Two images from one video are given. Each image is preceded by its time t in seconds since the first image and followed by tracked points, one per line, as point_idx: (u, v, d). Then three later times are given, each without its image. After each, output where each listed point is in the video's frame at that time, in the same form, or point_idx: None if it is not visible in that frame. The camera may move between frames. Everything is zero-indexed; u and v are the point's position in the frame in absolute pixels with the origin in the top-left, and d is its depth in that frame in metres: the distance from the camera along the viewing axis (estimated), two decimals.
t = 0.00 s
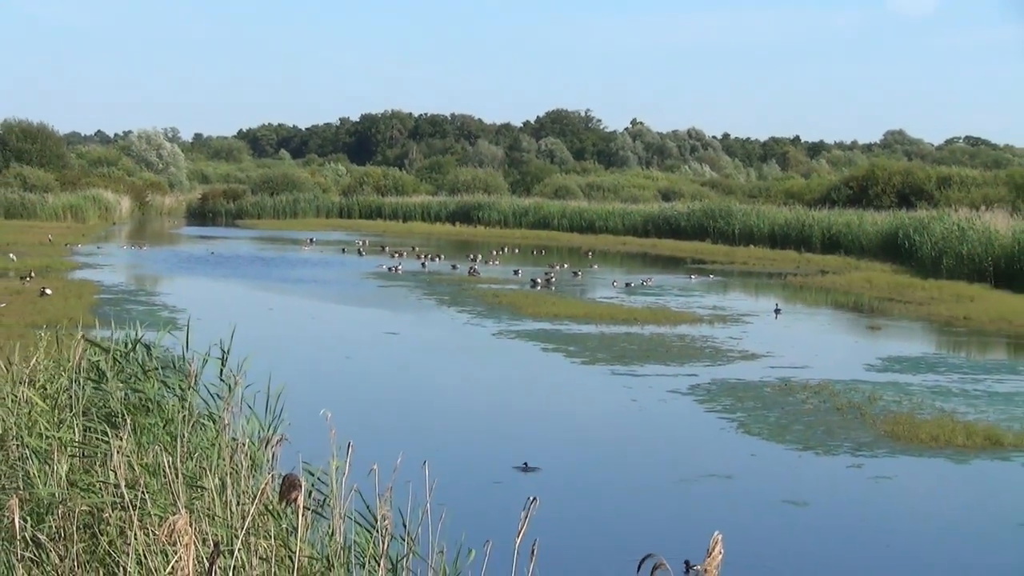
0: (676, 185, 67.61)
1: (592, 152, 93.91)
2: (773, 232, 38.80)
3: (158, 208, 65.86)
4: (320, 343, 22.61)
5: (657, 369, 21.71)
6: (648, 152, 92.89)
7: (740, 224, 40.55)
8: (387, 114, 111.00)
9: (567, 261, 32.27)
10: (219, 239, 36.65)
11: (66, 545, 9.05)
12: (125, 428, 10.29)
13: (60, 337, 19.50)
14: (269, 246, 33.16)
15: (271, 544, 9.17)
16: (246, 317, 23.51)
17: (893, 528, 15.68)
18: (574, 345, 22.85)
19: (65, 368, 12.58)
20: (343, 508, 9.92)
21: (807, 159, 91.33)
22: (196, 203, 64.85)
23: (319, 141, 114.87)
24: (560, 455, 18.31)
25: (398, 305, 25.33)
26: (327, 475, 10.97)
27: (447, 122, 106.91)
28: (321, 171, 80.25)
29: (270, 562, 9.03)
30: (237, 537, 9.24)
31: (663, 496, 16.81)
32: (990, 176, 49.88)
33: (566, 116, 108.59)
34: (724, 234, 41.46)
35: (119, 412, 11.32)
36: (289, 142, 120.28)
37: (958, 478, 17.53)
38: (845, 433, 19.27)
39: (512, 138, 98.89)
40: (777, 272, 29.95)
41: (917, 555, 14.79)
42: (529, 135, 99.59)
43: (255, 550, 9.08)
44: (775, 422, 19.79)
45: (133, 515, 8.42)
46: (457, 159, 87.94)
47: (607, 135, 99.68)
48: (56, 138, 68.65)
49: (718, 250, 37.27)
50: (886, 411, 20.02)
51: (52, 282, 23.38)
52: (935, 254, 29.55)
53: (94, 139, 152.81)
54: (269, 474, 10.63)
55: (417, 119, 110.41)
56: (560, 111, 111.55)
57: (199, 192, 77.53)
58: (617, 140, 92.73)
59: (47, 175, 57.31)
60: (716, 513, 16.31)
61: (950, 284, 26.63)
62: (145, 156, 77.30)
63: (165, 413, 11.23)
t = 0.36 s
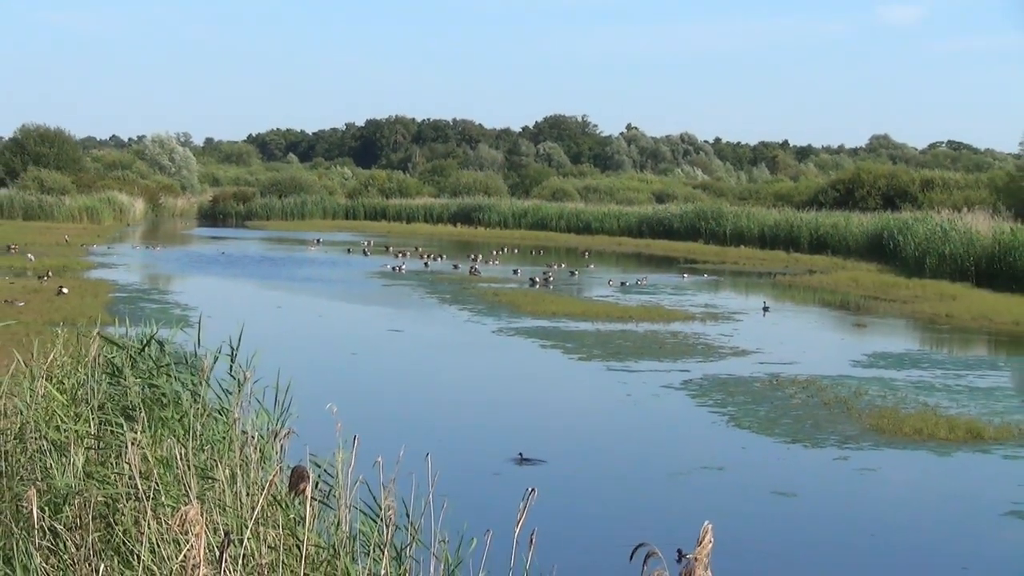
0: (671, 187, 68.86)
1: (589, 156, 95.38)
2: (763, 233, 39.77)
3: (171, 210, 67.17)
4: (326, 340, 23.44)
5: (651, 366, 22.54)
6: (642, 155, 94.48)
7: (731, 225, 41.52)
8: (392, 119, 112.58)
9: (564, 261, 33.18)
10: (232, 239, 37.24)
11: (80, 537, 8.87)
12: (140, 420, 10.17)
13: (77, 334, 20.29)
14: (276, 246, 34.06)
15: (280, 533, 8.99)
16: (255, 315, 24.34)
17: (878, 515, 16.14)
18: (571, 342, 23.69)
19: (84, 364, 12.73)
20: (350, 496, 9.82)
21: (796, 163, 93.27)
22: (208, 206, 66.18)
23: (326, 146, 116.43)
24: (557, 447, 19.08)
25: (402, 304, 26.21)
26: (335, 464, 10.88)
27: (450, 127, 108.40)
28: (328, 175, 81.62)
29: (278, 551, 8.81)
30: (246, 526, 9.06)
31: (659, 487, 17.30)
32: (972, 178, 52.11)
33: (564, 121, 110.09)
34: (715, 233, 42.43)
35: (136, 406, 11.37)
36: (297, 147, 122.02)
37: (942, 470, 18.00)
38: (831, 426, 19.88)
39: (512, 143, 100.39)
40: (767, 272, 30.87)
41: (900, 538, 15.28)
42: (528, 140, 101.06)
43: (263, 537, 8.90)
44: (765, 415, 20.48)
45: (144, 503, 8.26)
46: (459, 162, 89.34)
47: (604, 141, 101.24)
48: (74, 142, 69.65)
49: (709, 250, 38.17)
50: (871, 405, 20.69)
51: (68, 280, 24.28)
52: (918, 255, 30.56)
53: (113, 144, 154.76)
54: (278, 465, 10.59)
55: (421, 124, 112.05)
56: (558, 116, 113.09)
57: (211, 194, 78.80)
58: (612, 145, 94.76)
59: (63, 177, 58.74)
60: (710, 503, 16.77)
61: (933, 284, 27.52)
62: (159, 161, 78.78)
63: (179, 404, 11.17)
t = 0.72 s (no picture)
0: (665, 189, 69.82)
1: (586, 159, 96.42)
2: (754, 233, 40.66)
3: (182, 211, 68.06)
4: (331, 336, 24.32)
5: (645, 361, 23.41)
6: (636, 159, 95.32)
7: (723, 226, 42.43)
8: (396, 124, 113.78)
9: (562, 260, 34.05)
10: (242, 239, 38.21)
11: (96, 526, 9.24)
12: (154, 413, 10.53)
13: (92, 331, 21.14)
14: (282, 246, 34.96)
15: (288, 522, 9.35)
16: (263, 312, 25.21)
17: (861, 503, 16.91)
18: (568, 339, 24.58)
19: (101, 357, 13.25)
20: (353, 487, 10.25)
21: (785, 168, 94.68)
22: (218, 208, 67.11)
23: (331, 150, 117.47)
24: (553, 438, 19.93)
25: (405, 301, 27.11)
26: (341, 454, 11.31)
27: (451, 131, 109.45)
28: (336, 176, 82.64)
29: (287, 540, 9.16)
30: (255, 515, 9.41)
31: (653, 479, 18.00)
32: (955, 181, 53.47)
33: (561, 126, 111.14)
34: (707, 234, 43.35)
35: (152, 398, 11.88)
36: (303, 151, 123.16)
37: (924, 461, 18.76)
38: (819, 420, 20.66)
39: (510, 147, 101.38)
40: (758, 271, 31.75)
41: (881, 526, 15.98)
42: (528, 144, 102.05)
43: (272, 527, 9.25)
44: (755, 409, 21.27)
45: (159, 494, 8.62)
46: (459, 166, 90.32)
47: (600, 145, 102.34)
48: (89, 147, 70.42)
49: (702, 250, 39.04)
50: (857, 399, 21.49)
51: (83, 279, 25.20)
52: (903, 254, 31.50)
53: (126, 148, 156.36)
54: (286, 456, 11.05)
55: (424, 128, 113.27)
56: (556, 122, 114.13)
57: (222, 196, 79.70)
58: (609, 149, 95.93)
59: (78, 180, 59.80)
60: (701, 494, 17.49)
61: (917, 282, 28.40)
62: (172, 164, 79.93)
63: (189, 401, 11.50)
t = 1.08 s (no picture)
0: (659, 192, 70.84)
1: (582, 163, 97.47)
2: (743, 234, 41.62)
3: (194, 212, 69.03)
4: (337, 333, 25.23)
5: (639, 357, 24.34)
6: (631, 163, 96.50)
7: (714, 227, 43.38)
8: (399, 128, 115.01)
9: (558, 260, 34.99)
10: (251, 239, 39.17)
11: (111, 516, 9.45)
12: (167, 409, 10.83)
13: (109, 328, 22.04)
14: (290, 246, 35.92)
15: (295, 513, 9.59)
16: (272, 311, 26.08)
17: (846, 491, 17.61)
18: (566, 335, 25.51)
19: (115, 355, 13.78)
20: (360, 478, 10.45)
21: (772, 170, 95.99)
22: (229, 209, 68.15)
23: (336, 154, 118.57)
24: (551, 429, 20.82)
25: (408, 299, 28.05)
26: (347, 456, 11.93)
27: (453, 136, 110.53)
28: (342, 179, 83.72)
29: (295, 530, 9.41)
30: (264, 505, 9.65)
31: (646, 471, 18.75)
32: (939, 184, 54.58)
33: (558, 131, 112.16)
34: (698, 235, 44.30)
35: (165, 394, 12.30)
36: (311, 155, 124.39)
37: (906, 453, 19.50)
38: (807, 414, 21.49)
39: (508, 151, 102.43)
40: (749, 271, 32.72)
41: (864, 510, 16.68)
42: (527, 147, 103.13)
43: (281, 517, 9.54)
44: (746, 404, 22.11)
45: (172, 485, 8.88)
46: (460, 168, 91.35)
47: (595, 149, 103.44)
48: (104, 150, 71.22)
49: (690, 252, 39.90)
50: (844, 394, 22.32)
51: (98, 278, 26.11)
52: (888, 253, 32.49)
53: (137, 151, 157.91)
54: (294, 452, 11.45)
55: (426, 133, 114.54)
56: (553, 127, 115.25)
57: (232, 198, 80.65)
58: (604, 152, 97.03)
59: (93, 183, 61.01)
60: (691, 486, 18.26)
61: (902, 281, 29.40)
62: (184, 168, 81.06)
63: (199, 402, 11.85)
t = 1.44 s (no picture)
0: (655, 194, 71.79)
1: (580, 166, 98.50)
2: (735, 234, 42.51)
3: (204, 214, 70.07)
4: (342, 330, 26.10)
5: (633, 353, 25.22)
6: (625, 167, 97.66)
7: (706, 228, 44.27)
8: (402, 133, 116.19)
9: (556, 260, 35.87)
10: (258, 240, 40.08)
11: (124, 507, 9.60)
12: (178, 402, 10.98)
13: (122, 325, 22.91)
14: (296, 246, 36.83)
15: (302, 504, 9.85)
16: (279, 310, 26.93)
17: (831, 475, 18.24)
18: (563, 332, 26.40)
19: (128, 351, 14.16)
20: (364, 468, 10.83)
21: (763, 173, 96.98)
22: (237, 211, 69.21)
23: (341, 158, 119.73)
24: (548, 421, 21.67)
25: (410, 297, 28.95)
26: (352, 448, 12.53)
27: (454, 141, 111.65)
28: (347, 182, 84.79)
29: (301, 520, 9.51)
30: (271, 496, 9.89)
31: (640, 461, 19.42)
32: (923, 186, 55.52)
33: (555, 136, 113.19)
34: (691, 236, 45.19)
35: (177, 390, 12.69)
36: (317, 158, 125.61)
37: (890, 442, 20.18)
38: (795, 407, 22.24)
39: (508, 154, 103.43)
40: (740, 270, 33.62)
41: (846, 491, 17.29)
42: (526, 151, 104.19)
43: (287, 509, 9.72)
44: (736, 398, 22.86)
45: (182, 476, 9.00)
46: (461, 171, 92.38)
47: (592, 152, 104.49)
48: (117, 154, 72.43)
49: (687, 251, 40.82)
50: (831, 388, 23.08)
51: (111, 278, 26.99)
52: (874, 253, 33.44)
53: (150, 156, 159.53)
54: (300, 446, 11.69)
55: (428, 137, 115.60)
56: (552, 131, 116.36)
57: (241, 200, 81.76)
58: (600, 156, 98.13)
59: (108, 185, 62.16)
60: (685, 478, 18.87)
61: (887, 280, 30.33)
62: (195, 170, 82.29)
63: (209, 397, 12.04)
